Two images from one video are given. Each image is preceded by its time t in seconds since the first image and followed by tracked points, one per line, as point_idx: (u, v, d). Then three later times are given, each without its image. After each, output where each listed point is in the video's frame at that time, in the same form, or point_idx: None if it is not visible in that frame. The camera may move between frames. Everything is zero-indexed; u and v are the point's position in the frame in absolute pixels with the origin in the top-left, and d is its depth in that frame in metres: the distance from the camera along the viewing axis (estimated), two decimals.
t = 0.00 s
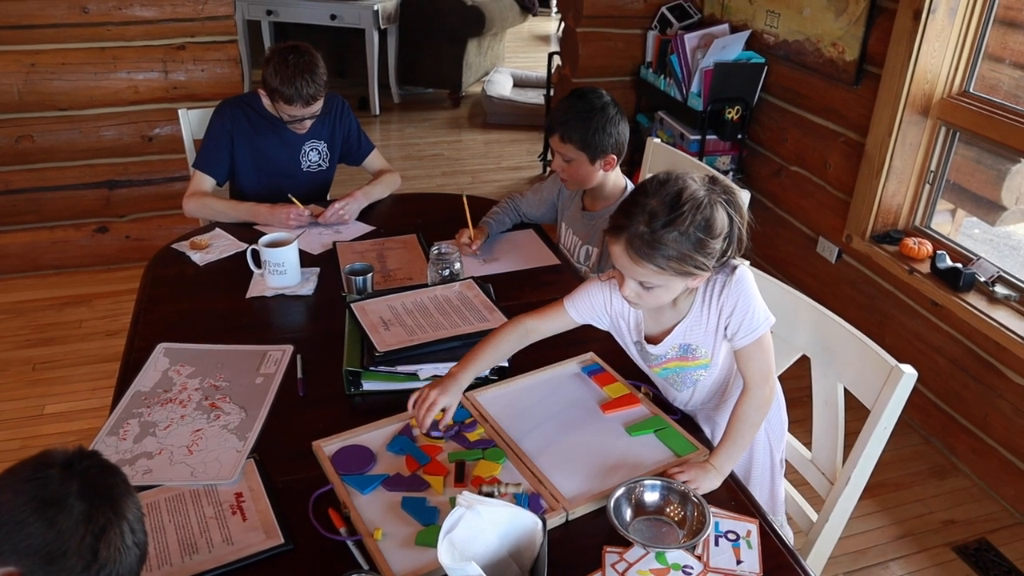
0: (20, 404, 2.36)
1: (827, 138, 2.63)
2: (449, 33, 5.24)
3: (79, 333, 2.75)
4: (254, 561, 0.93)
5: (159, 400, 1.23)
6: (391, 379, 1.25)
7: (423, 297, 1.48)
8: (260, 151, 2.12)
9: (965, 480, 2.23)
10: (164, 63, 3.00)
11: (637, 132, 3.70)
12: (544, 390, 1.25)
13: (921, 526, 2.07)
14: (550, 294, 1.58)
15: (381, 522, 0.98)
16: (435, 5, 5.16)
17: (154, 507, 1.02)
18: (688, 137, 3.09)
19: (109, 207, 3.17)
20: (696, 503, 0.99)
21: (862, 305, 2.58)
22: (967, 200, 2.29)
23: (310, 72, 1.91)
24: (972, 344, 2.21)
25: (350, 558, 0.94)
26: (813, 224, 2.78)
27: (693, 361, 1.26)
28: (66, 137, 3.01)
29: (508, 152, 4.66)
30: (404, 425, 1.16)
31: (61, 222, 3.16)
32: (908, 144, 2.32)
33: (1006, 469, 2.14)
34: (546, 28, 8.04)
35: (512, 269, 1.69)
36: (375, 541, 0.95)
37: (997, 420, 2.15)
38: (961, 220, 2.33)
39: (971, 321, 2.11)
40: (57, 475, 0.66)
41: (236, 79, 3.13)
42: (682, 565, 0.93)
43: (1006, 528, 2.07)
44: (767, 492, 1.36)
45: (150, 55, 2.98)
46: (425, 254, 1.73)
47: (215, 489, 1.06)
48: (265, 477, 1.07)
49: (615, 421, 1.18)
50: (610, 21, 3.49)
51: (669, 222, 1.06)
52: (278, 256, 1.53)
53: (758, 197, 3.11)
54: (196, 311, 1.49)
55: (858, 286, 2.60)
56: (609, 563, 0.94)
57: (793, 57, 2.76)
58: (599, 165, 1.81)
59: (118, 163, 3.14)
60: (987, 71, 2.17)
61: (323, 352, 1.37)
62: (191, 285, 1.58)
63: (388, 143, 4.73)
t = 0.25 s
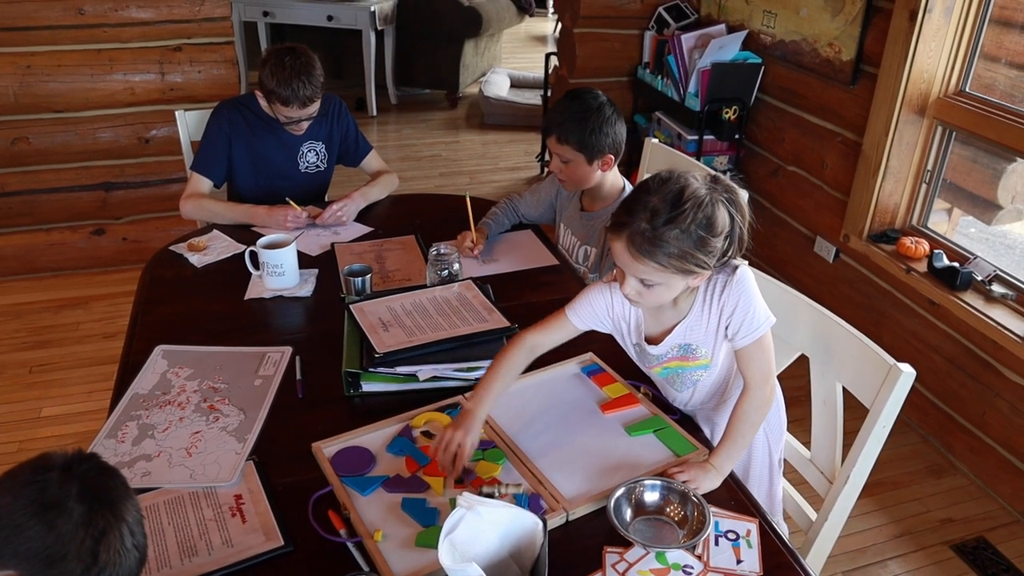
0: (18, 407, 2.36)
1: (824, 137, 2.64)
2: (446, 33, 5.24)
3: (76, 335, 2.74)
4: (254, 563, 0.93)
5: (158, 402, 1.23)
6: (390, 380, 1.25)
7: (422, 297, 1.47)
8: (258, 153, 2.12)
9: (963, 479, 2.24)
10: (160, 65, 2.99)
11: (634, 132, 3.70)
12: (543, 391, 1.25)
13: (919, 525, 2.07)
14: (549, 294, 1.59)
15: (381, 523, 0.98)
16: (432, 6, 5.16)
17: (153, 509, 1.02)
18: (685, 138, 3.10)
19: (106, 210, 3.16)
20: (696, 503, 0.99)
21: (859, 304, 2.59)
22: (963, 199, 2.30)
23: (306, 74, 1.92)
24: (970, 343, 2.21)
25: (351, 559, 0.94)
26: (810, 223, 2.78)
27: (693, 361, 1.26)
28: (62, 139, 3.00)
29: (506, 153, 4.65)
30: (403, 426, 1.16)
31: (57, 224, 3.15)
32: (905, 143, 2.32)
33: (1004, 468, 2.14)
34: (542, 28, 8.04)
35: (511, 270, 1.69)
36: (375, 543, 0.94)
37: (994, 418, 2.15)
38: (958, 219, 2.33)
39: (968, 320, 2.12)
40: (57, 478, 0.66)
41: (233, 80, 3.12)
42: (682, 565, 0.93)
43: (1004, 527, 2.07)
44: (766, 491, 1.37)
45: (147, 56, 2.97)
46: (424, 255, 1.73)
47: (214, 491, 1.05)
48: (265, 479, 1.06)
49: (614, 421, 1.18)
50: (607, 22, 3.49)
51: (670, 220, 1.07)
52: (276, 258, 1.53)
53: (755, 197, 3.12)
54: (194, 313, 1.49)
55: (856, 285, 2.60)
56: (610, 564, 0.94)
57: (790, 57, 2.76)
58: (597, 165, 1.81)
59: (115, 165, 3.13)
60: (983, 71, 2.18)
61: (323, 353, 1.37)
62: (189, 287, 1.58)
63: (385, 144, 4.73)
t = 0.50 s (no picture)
0: (17, 409, 2.36)
1: (824, 137, 2.64)
2: (445, 34, 5.24)
3: (76, 337, 2.74)
4: (255, 565, 0.93)
5: (158, 404, 1.23)
6: (390, 382, 1.25)
7: (422, 298, 1.47)
8: (257, 154, 2.12)
9: (963, 478, 2.24)
10: (159, 66, 2.99)
11: (633, 132, 3.70)
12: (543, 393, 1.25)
13: (919, 525, 2.07)
14: (548, 295, 1.58)
15: (382, 524, 0.98)
16: (430, 7, 5.16)
17: (154, 512, 1.02)
18: (684, 138, 3.10)
19: (105, 211, 3.16)
20: (696, 503, 0.99)
21: (859, 304, 2.59)
22: (963, 199, 2.30)
23: (306, 75, 1.91)
24: (970, 342, 2.21)
25: (352, 561, 0.94)
26: (810, 223, 2.78)
27: (694, 362, 1.26)
28: (61, 141, 3.00)
29: (505, 153, 4.65)
30: (404, 427, 1.16)
31: (57, 226, 3.15)
32: (905, 143, 2.32)
33: (1005, 467, 2.14)
34: (541, 28, 8.04)
35: (511, 270, 1.69)
36: (376, 544, 0.94)
37: (995, 418, 2.15)
38: (957, 218, 2.33)
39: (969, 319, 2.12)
40: (60, 482, 0.66)
41: (232, 81, 3.12)
42: (683, 566, 0.93)
43: (1004, 526, 2.07)
44: (766, 491, 1.37)
45: (145, 58, 2.97)
46: (423, 256, 1.72)
47: (215, 493, 1.05)
48: (265, 481, 1.06)
49: (614, 422, 1.18)
50: (606, 22, 3.49)
51: (669, 217, 1.07)
52: (276, 259, 1.53)
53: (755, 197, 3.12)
54: (194, 314, 1.49)
55: (856, 285, 2.60)
56: (611, 565, 0.94)
57: (789, 57, 2.76)
58: (595, 166, 1.81)
59: (114, 166, 3.13)
60: (982, 70, 2.18)
61: (323, 354, 1.36)
62: (188, 289, 1.58)
63: (384, 145, 4.73)
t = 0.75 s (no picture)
0: (18, 413, 2.35)
1: (822, 136, 2.64)
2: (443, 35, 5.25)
3: (76, 340, 2.74)
4: (256, 567, 0.93)
5: (158, 407, 1.23)
6: (391, 383, 1.25)
7: (422, 299, 1.47)
8: (257, 156, 2.12)
9: (964, 476, 2.24)
10: (158, 68, 2.99)
11: (632, 132, 3.70)
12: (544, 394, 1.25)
13: (920, 523, 2.07)
14: (549, 295, 1.59)
15: (383, 526, 0.98)
16: (429, 8, 5.16)
17: (155, 514, 1.01)
18: (684, 138, 3.10)
19: (104, 214, 3.16)
20: (698, 503, 0.99)
21: (859, 302, 2.59)
22: (962, 197, 2.30)
23: (305, 77, 1.92)
24: (969, 340, 2.21)
25: (352, 563, 0.93)
26: (809, 222, 2.78)
27: (694, 360, 1.26)
28: (60, 144, 3.00)
29: (504, 154, 4.66)
30: (404, 428, 1.16)
31: (56, 229, 3.15)
32: (903, 141, 2.32)
33: (1005, 465, 2.14)
34: (539, 29, 8.05)
35: (511, 271, 1.69)
36: (376, 546, 0.94)
37: (995, 416, 2.15)
38: (957, 216, 2.34)
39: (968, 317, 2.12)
40: (62, 486, 0.66)
41: (230, 83, 3.12)
42: (684, 566, 0.93)
43: (1005, 524, 2.07)
44: (766, 489, 1.38)
45: (144, 60, 2.97)
46: (423, 257, 1.72)
47: (216, 496, 1.05)
48: (266, 482, 1.06)
49: (614, 422, 1.18)
50: (604, 22, 3.49)
51: (664, 205, 1.08)
52: (275, 261, 1.53)
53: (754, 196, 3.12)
54: (193, 317, 1.49)
55: (855, 284, 2.60)
56: (612, 565, 0.94)
57: (787, 56, 2.77)
58: (593, 167, 1.81)
59: (113, 169, 3.13)
60: (980, 68, 2.18)
61: (323, 356, 1.36)
62: (188, 291, 1.58)
63: (383, 146, 4.73)
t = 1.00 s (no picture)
0: (17, 415, 2.35)
1: (822, 136, 2.64)
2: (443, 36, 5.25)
3: (75, 342, 2.74)
4: (257, 568, 0.93)
5: (158, 408, 1.22)
6: (391, 384, 1.25)
7: (423, 300, 1.47)
8: (256, 157, 2.12)
9: (964, 477, 2.23)
10: (157, 70, 2.99)
11: (632, 133, 3.70)
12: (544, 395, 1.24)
13: (921, 523, 2.07)
14: (549, 296, 1.58)
15: (384, 527, 0.98)
16: (428, 9, 5.16)
17: (155, 516, 1.01)
18: (684, 138, 3.10)
19: (104, 216, 3.16)
20: (699, 503, 0.99)
21: (859, 303, 2.59)
22: (962, 197, 2.30)
23: (304, 78, 1.91)
24: (969, 340, 2.21)
25: (353, 565, 0.93)
26: (809, 223, 2.78)
27: (700, 358, 1.27)
28: (59, 146, 3.00)
29: (503, 155, 4.66)
30: (405, 429, 1.16)
31: (55, 231, 3.15)
32: (903, 141, 2.32)
33: (1006, 465, 2.14)
34: (539, 30, 8.05)
35: (511, 272, 1.69)
36: (377, 547, 0.94)
37: (996, 416, 2.15)
38: (956, 217, 2.34)
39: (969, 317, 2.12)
40: (65, 489, 0.66)
41: (230, 85, 3.12)
42: (686, 566, 0.92)
43: (1005, 524, 2.07)
44: (767, 489, 1.37)
45: (143, 62, 2.97)
46: (423, 258, 1.72)
47: (216, 497, 1.05)
48: (267, 484, 1.06)
49: (616, 423, 1.17)
50: (604, 23, 3.49)
51: (656, 189, 1.10)
52: (275, 262, 1.53)
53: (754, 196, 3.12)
54: (193, 318, 1.48)
55: (855, 284, 2.60)
56: (614, 565, 0.93)
57: (787, 56, 2.77)
58: (593, 169, 1.81)
59: (112, 171, 3.13)
60: (980, 68, 2.18)
61: (324, 357, 1.36)
62: (188, 293, 1.58)
63: (383, 148, 4.73)
